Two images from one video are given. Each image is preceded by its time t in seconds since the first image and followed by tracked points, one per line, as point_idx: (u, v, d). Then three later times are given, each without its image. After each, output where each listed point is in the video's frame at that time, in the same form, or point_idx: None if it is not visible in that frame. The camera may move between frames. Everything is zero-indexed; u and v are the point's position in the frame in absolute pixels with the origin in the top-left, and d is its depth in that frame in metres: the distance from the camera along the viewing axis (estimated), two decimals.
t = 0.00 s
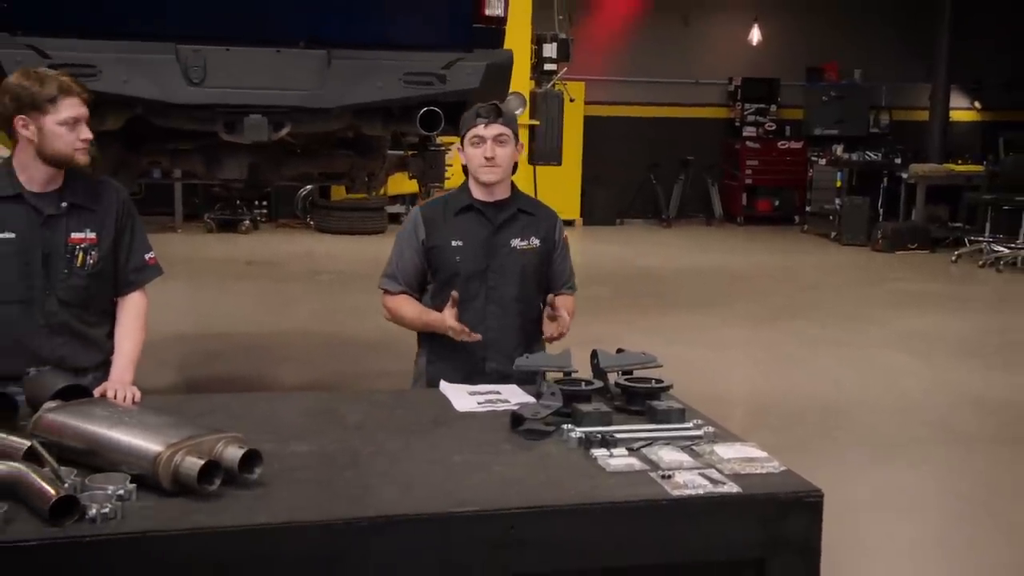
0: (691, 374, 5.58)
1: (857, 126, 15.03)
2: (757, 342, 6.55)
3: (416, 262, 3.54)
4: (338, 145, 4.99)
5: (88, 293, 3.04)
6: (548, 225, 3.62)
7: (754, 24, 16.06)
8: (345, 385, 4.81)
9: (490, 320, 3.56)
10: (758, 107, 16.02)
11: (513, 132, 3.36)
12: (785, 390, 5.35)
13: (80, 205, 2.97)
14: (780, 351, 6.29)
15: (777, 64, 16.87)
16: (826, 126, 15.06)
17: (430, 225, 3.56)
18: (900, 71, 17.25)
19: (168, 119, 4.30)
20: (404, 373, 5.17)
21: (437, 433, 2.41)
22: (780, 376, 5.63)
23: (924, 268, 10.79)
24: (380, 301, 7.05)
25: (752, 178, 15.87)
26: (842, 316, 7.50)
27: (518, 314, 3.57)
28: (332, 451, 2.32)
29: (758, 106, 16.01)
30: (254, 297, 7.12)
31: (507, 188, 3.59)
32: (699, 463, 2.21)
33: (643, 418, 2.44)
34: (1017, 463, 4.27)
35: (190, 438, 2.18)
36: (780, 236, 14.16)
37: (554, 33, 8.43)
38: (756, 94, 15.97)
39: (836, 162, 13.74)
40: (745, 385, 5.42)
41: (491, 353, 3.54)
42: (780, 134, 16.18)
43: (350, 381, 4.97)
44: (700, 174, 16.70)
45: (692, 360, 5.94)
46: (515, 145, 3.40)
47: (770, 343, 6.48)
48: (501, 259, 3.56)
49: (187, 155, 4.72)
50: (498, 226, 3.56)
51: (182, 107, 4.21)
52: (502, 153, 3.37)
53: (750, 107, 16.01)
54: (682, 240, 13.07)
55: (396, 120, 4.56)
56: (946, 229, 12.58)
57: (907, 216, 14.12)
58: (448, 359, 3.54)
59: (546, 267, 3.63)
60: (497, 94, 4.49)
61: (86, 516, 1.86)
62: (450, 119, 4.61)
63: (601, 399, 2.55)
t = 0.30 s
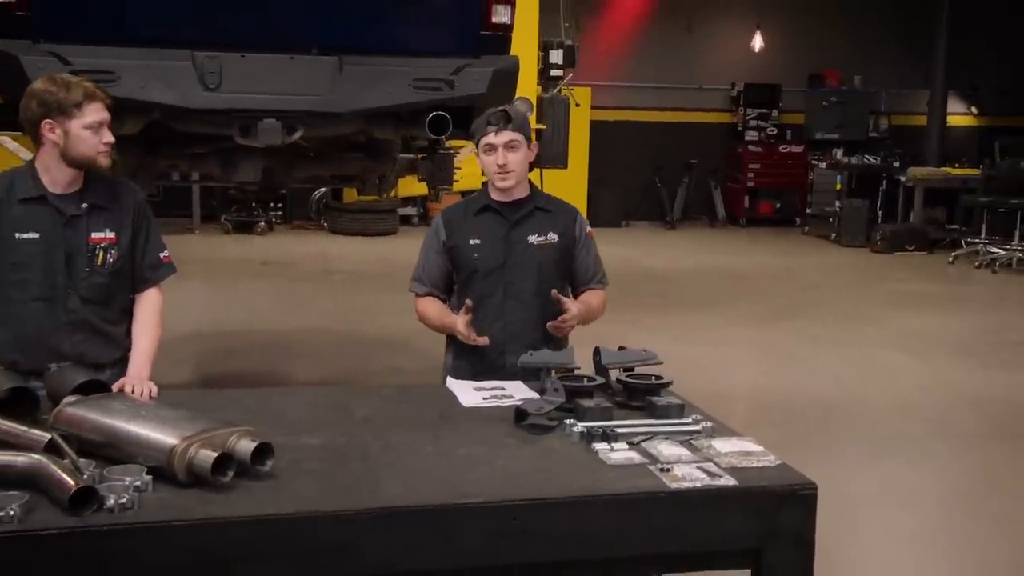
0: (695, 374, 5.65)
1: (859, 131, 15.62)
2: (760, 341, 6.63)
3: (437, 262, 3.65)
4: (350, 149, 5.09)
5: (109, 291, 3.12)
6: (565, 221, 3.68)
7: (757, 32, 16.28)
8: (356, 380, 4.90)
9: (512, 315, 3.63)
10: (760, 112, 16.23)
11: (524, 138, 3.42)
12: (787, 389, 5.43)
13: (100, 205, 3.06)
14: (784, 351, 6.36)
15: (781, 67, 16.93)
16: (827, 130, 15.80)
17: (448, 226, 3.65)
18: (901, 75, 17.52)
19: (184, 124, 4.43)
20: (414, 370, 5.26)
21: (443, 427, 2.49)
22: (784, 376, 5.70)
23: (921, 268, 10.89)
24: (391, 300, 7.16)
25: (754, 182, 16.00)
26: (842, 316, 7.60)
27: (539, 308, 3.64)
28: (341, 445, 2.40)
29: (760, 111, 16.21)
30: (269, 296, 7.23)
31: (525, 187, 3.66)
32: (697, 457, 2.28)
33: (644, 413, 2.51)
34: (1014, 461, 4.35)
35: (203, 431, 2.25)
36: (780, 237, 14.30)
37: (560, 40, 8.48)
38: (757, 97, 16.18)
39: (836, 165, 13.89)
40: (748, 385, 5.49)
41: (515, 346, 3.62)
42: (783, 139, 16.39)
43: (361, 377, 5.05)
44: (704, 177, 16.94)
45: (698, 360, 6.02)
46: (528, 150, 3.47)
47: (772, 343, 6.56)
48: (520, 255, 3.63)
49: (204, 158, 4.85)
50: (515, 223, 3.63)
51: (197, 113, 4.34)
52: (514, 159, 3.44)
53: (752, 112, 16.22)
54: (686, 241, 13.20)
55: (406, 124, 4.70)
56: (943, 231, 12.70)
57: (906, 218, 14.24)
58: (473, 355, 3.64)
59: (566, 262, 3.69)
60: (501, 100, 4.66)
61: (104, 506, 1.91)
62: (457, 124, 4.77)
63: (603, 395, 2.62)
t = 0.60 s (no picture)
0: (705, 376, 5.73)
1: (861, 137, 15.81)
2: (768, 342, 6.70)
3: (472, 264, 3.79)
4: (368, 153, 5.20)
5: (134, 290, 3.23)
6: (595, 223, 3.75)
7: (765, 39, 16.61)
8: (373, 377, 4.99)
9: (540, 315, 3.72)
10: (768, 116, 16.56)
11: (553, 144, 3.58)
12: (795, 390, 5.52)
13: (126, 207, 3.18)
14: (793, 352, 6.43)
15: (789, 74, 17.46)
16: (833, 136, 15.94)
17: (482, 229, 3.79)
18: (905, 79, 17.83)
19: (206, 128, 4.53)
20: (429, 368, 5.35)
21: (454, 422, 2.57)
22: (795, 379, 5.76)
23: (924, 268, 10.97)
24: (408, 300, 7.26)
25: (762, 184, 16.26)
26: (847, 316, 7.68)
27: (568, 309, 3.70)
28: (354, 440, 2.47)
29: (767, 116, 16.56)
30: (288, 295, 7.34)
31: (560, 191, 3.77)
32: (700, 451, 2.32)
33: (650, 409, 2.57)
34: (1011, 465, 4.44)
35: (222, 426, 2.30)
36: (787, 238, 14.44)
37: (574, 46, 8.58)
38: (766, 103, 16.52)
39: (842, 169, 14.02)
40: (756, 387, 5.57)
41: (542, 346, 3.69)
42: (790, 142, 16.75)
43: (377, 375, 5.15)
44: (712, 180, 17.28)
45: (709, 361, 6.10)
46: (557, 155, 3.62)
47: (782, 344, 6.64)
48: (548, 257, 3.72)
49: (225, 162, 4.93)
50: (545, 226, 3.74)
51: (218, 117, 4.45)
52: (542, 163, 3.60)
53: (760, 117, 16.57)
54: (696, 242, 13.33)
55: (421, 128, 4.78)
56: (946, 232, 12.80)
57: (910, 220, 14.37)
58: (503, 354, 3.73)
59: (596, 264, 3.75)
60: (514, 105, 4.75)
61: (126, 496, 1.90)
62: (471, 128, 4.86)
63: (611, 392, 2.69)
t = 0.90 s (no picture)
0: (723, 375, 5.78)
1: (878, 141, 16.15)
2: (783, 341, 6.76)
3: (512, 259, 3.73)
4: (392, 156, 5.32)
5: (167, 288, 3.33)
6: (635, 229, 3.66)
7: (781, 45, 16.96)
8: (398, 373, 5.07)
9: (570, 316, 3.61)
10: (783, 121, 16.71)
11: (588, 157, 3.56)
12: (809, 389, 5.58)
13: (159, 208, 3.28)
14: (808, 351, 6.49)
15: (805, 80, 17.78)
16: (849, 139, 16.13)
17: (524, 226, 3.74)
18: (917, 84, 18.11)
19: (235, 132, 4.65)
20: (453, 365, 5.43)
21: (473, 417, 2.65)
22: (812, 379, 5.82)
23: (936, 269, 11.00)
24: (432, 300, 7.36)
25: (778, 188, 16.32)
26: (860, 316, 7.74)
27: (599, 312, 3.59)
28: (377, 433, 2.55)
29: (784, 120, 16.69)
30: (316, 295, 7.46)
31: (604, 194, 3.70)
32: (713, 446, 2.38)
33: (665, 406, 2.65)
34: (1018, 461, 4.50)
35: (249, 420, 2.38)
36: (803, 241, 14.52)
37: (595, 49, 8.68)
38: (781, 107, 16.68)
39: (857, 172, 14.05)
40: (772, 385, 5.62)
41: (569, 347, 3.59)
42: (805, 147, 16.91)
43: (402, 372, 5.23)
44: (729, 184, 17.55)
45: (728, 360, 6.16)
46: (590, 169, 3.57)
47: (798, 343, 6.69)
48: (585, 258, 3.64)
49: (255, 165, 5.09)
50: (584, 227, 3.66)
51: (247, 122, 4.57)
52: (572, 171, 3.58)
53: (775, 121, 16.69)
54: (713, 243, 13.40)
55: (445, 133, 4.89)
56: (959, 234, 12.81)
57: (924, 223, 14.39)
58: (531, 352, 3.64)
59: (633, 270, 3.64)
60: (534, 109, 4.85)
61: (158, 486, 1.97)
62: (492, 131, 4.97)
63: (627, 389, 2.77)
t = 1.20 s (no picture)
0: (745, 374, 5.83)
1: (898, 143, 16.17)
2: (803, 341, 6.80)
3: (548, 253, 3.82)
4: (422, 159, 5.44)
5: (203, 287, 3.44)
6: (666, 237, 3.70)
7: (802, 51, 17.09)
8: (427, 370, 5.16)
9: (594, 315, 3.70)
10: (807, 125, 16.71)
11: (626, 163, 3.61)
12: (829, 388, 5.62)
13: (197, 210, 3.38)
14: (830, 352, 6.52)
15: (826, 85, 17.92)
16: (869, 143, 16.17)
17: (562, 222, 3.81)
18: (936, 89, 18.24)
19: (270, 136, 4.75)
20: (481, 364, 5.52)
21: (497, 411, 2.73)
22: (835, 379, 5.85)
23: (954, 271, 10.99)
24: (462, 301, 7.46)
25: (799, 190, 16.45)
26: (879, 316, 7.77)
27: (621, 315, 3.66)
28: (404, 427, 2.64)
29: (806, 124, 16.71)
30: (348, 295, 7.58)
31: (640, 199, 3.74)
32: (731, 442, 2.45)
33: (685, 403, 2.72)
34: None
35: (282, 415, 2.45)
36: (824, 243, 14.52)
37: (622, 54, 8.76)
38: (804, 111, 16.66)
39: (876, 175, 14.04)
40: (793, 385, 5.67)
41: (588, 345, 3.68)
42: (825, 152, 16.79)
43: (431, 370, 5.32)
44: (751, 187, 17.60)
45: (752, 360, 6.21)
46: (628, 174, 3.62)
47: (819, 343, 6.73)
48: (614, 262, 3.70)
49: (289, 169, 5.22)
50: (616, 231, 3.71)
51: (281, 126, 4.68)
52: (610, 176, 3.63)
53: (798, 125, 16.70)
54: (735, 245, 13.44)
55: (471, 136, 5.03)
56: (977, 237, 12.77)
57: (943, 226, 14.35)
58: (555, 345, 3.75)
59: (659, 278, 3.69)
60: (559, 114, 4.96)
61: (196, 476, 2.03)
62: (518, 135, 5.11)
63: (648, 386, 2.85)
